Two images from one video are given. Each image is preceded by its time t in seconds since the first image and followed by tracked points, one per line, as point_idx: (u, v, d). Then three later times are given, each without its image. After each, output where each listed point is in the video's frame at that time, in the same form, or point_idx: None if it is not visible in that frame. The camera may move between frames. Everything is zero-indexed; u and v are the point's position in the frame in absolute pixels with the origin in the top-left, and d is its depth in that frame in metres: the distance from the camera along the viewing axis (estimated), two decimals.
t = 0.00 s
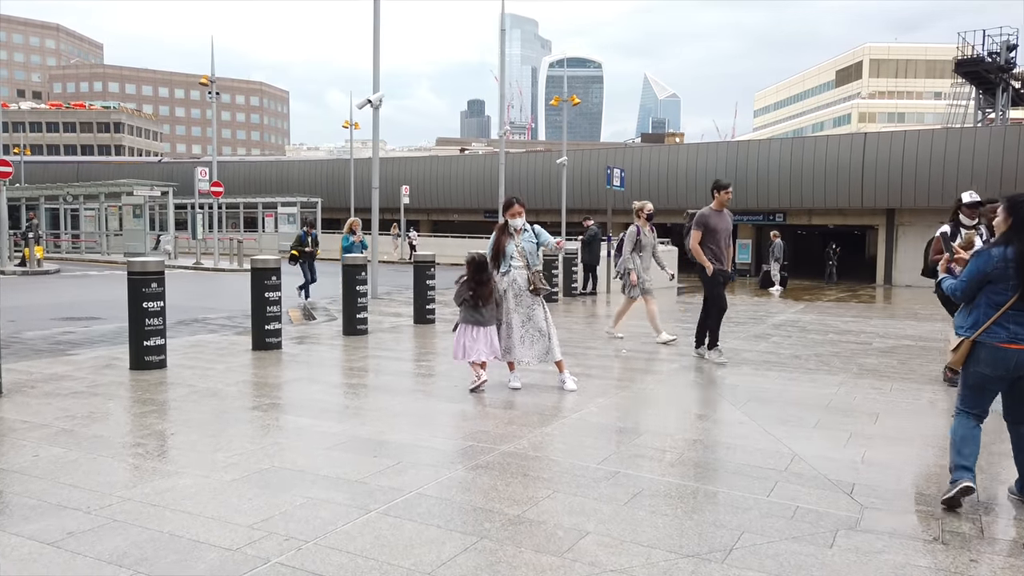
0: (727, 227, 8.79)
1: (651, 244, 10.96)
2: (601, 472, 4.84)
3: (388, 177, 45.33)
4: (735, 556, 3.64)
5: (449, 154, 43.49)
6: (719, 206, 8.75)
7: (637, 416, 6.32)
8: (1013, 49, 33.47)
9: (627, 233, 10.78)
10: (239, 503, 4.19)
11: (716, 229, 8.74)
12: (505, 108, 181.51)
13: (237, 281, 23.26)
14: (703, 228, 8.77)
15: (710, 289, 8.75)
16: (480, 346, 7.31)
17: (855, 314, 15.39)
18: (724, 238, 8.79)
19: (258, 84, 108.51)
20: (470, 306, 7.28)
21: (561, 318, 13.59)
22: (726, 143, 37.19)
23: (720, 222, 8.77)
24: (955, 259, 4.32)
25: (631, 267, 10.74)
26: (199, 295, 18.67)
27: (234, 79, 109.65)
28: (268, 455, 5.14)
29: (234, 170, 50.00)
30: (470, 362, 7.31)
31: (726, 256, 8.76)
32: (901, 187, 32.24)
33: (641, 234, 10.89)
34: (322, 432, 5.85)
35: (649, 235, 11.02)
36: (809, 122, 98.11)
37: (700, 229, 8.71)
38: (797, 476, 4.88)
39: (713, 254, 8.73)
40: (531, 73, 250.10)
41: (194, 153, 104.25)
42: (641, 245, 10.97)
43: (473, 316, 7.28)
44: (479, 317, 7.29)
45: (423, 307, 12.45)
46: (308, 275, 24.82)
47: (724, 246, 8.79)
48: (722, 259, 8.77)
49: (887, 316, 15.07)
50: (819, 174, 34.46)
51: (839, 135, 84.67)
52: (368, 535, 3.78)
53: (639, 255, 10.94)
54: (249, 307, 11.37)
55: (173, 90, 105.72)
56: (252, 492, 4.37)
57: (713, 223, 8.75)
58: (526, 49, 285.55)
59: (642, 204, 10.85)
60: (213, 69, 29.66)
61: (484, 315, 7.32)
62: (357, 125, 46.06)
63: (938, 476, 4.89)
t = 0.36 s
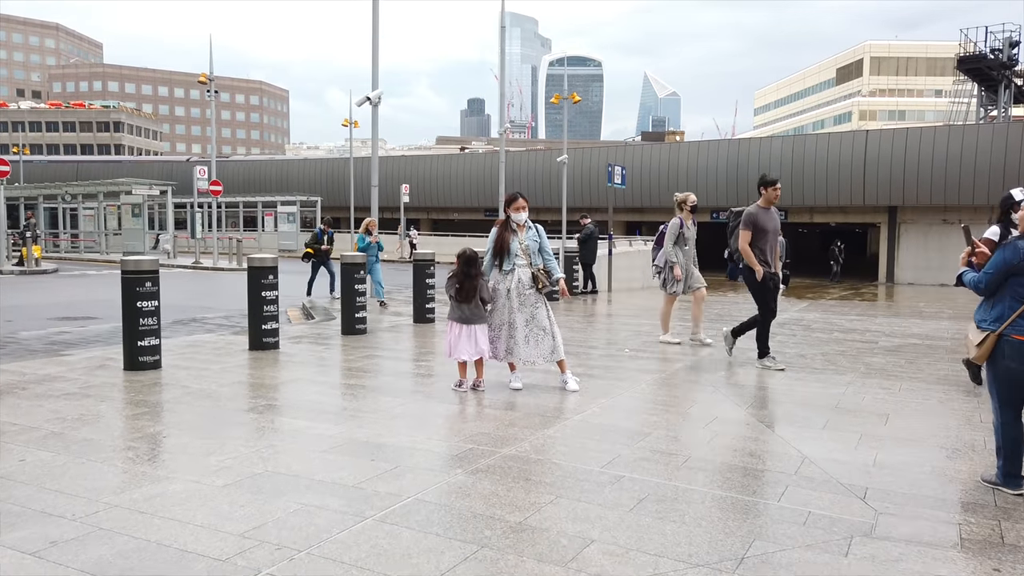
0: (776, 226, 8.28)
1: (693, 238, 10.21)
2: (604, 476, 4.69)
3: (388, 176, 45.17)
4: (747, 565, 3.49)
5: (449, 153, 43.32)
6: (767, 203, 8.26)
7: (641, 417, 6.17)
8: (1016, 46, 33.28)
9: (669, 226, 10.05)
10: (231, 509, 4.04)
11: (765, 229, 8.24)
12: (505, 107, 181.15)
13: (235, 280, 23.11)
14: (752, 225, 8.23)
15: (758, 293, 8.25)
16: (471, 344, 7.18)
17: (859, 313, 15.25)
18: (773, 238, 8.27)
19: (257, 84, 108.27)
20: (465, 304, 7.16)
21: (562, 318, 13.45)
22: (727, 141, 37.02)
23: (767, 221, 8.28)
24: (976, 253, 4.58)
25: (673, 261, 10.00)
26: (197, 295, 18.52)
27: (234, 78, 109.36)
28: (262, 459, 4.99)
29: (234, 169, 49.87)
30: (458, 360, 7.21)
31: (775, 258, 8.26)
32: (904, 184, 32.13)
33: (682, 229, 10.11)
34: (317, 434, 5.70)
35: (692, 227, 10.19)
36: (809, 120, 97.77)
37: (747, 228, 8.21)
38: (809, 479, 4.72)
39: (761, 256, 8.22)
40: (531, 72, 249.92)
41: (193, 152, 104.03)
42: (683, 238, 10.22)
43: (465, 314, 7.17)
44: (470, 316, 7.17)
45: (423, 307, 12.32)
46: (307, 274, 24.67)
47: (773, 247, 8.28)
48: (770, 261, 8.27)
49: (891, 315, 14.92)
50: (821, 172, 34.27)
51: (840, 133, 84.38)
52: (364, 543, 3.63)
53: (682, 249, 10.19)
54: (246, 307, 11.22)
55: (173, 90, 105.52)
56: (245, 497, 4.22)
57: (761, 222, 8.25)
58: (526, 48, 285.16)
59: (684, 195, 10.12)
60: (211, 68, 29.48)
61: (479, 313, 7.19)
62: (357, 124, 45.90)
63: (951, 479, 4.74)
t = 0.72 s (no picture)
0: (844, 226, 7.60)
1: (750, 233, 9.23)
2: (609, 485, 4.42)
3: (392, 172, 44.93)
4: None
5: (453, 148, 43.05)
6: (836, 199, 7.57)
7: (648, 420, 5.91)
8: None
9: (722, 221, 9.11)
10: (213, 523, 3.80)
11: (832, 227, 7.55)
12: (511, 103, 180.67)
13: (237, 277, 22.93)
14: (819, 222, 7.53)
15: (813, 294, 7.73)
16: (474, 343, 6.98)
17: (870, 310, 14.94)
18: (839, 238, 7.59)
19: (262, 79, 108.12)
20: (465, 303, 6.94)
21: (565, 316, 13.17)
22: (734, 136, 36.62)
23: (835, 219, 7.57)
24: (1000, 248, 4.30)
25: (727, 260, 9.05)
26: (199, 291, 18.36)
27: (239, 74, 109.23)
28: (250, 466, 4.75)
29: (238, 165, 49.70)
30: (459, 361, 7.00)
31: (837, 258, 7.66)
32: (913, 179, 31.71)
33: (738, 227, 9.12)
34: (310, 439, 5.46)
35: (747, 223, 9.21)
36: (817, 114, 97.04)
37: (815, 225, 7.52)
38: (827, 489, 4.45)
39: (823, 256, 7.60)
40: (537, 67, 248.97)
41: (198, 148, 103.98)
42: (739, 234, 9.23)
43: (470, 313, 6.96)
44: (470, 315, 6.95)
45: (424, 304, 12.09)
46: (310, 271, 24.45)
47: (838, 247, 7.63)
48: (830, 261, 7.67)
49: (903, 312, 14.61)
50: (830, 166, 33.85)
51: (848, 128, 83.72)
52: (350, 562, 3.38)
53: (738, 246, 9.23)
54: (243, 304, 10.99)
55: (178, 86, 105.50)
56: (228, 509, 3.98)
57: (829, 218, 7.55)
58: (531, 43, 284.31)
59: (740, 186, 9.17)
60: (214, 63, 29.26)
61: (479, 312, 6.96)
62: (361, 119, 45.66)
63: (977, 489, 4.47)
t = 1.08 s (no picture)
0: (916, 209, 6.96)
1: (810, 232, 8.46)
2: (616, 488, 4.26)
3: (399, 167, 44.78)
4: None
5: (460, 142, 42.89)
6: (909, 182, 6.89)
7: (656, 419, 5.75)
8: None
9: (779, 218, 8.38)
10: (205, 527, 3.66)
11: (905, 212, 6.89)
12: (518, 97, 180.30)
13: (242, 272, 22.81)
14: (890, 207, 6.86)
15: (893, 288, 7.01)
16: (482, 340, 6.81)
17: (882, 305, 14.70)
18: (914, 222, 6.94)
19: (270, 74, 108.09)
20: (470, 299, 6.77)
21: (572, 313, 12.98)
22: (743, 129, 36.36)
23: (908, 203, 6.93)
24: None
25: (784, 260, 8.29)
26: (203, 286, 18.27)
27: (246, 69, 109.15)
28: (245, 466, 4.62)
29: (244, 160, 49.65)
30: (467, 358, 6.84)
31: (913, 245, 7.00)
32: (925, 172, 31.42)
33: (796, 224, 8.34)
34: (307, 437, 5.34)
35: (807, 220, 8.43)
36: (826, 109, 96.35)
37: (885, 210, 6.85)
38: (843, 494, 4.27)
39: (900, 244, 6.93)
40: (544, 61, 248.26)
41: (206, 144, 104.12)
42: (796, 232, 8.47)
43: (477, 309, 6.81)
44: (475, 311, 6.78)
45: (429, 299, 11.95)
46: (315, 266, 24.34)
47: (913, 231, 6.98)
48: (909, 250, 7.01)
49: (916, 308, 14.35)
50: (840, 159, 33.50)
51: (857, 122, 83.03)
52: (344, 571, 3.23)
53: (797, 246, 8.47)
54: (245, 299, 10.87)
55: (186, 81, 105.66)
56: (221, 513, 3.83)
57: (900, 203, 6.90)
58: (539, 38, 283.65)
59: (798, 181, 8.46)
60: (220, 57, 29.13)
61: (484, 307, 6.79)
62: (367, 113, 45.52)
63: (1002, 494, 4.27)
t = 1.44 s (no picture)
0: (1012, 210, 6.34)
1: (886, 224, 7.72)
2: (626, 494, 4.08)
3: (405, 163, 44.61)
4: None
5: (465, 138, 42.70)
6: (1004, 179, 6.25)
7: (667, 420, 5.57)
8: None
9: (853, 207, 7.61)
10: (198, 535, 3.50)
11: (1001, 213, 6.27)
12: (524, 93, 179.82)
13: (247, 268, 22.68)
14: (983, 208, 6.24)
15: (987, 295, 6.37)
16: (485, 338, 6.61)
17: (894, 303, 14.45)
18: (1010, 225, 6.32)
19: (276, 70, 107.98)
20: (474, 295, 6.59)
21: (580, 310, 12.77)
22: (750, 125, 36.07)
23: (1003, 203, 6.29)
24: None
25: (860, 253, 7.52)
26: (207, 281, 18.13)
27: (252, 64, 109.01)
28: (242, 469, 4.45)
29: (250, 156, 49.57)
30: (470, 356, 6.65)
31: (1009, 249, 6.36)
32: (935, 169, 31.08)
33: (874, 216, 7.59)
34: (307, 438, 5.17)
35: (882, 210, 7.68)
36: (834, 105, 95.63)
37: (978, 213, 6.24)
38: (864, 500, 4.09)
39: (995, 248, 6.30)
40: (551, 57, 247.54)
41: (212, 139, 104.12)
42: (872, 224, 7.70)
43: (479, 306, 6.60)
44: (479, 307, 6.59)
45: (435, 295, 11.78)
46: (321, 261, 24.20)
47: (1009, 234, 6.36)
48: (1006, 254, 6.37)
49: (929, 305, 14.09)
50: (849, 155, 33.17)
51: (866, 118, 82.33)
52: None
53: (871, 238, 7.72)
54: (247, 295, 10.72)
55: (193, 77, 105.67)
56: (217, 520, 3.67)
57: (995, 203, 6.28)
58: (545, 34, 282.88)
59: (871, 168, 7.71)
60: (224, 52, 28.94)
61: (489, 304, 6.61)
62: (373, 109, 45.34)
63: None
